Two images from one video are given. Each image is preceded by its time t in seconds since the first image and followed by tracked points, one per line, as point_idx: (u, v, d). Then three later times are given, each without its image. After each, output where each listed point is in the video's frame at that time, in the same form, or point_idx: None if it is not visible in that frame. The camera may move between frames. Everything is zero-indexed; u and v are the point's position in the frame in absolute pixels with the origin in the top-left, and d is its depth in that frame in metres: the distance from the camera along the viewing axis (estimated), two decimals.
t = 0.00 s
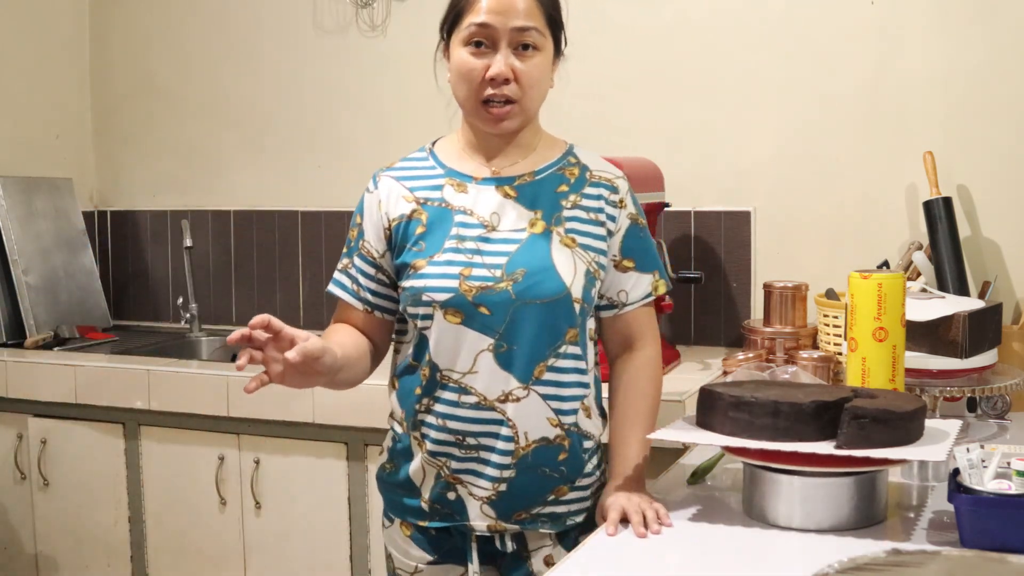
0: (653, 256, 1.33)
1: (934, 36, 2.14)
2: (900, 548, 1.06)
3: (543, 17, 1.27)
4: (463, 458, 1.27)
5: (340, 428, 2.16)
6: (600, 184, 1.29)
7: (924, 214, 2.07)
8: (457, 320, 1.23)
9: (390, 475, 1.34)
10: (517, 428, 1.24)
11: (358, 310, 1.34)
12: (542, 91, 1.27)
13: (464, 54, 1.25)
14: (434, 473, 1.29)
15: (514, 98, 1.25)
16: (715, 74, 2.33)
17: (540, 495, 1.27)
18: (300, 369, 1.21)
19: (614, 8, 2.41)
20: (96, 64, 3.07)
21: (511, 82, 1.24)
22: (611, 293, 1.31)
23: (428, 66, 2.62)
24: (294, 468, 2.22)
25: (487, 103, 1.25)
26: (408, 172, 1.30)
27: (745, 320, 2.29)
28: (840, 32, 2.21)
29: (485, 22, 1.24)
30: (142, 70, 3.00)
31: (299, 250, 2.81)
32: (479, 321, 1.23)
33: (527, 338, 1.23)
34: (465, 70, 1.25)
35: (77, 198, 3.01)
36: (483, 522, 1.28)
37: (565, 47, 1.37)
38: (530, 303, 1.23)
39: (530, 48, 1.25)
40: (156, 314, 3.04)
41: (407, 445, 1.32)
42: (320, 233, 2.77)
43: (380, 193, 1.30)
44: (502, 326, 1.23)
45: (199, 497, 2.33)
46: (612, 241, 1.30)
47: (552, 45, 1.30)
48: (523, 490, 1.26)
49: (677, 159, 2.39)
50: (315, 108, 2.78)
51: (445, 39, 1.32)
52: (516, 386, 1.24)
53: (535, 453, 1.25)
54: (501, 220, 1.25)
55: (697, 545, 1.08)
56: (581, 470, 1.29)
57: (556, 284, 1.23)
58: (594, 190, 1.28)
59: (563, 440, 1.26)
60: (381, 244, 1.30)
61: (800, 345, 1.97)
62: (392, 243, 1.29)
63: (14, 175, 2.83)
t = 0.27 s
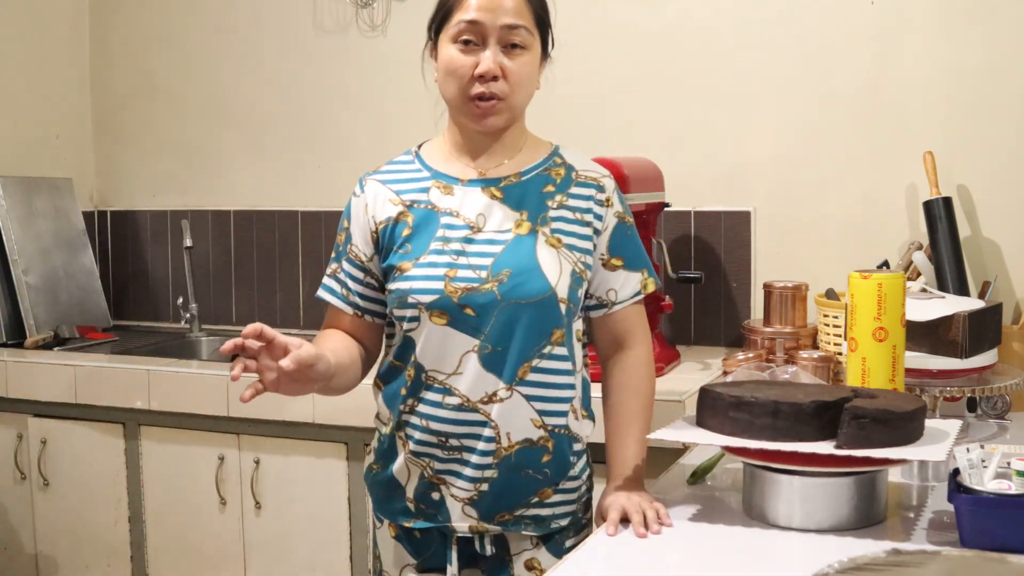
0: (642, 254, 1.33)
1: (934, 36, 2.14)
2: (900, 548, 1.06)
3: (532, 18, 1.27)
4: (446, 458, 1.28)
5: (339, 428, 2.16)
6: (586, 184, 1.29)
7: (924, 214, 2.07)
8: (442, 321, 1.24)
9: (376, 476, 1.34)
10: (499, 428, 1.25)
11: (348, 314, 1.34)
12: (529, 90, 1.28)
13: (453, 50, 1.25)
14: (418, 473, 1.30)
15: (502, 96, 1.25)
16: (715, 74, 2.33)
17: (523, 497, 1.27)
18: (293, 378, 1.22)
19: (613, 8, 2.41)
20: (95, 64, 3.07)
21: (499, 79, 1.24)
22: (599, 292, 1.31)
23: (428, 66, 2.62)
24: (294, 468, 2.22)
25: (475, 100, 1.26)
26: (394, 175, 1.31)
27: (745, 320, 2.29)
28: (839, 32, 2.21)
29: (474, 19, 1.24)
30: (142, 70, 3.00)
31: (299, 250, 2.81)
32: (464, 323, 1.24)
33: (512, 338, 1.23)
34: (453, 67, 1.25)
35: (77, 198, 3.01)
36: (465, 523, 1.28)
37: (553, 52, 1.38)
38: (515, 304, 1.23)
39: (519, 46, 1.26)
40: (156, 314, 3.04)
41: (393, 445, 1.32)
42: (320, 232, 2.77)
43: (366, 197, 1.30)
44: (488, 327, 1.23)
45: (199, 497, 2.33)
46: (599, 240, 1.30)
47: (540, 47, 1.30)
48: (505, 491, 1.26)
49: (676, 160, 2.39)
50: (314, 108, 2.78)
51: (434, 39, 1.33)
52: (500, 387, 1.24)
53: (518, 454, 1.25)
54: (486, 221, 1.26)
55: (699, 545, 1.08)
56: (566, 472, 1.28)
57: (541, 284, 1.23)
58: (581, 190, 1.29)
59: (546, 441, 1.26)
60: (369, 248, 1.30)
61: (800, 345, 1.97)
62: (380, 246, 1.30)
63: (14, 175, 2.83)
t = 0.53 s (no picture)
0: (634, 259, 1.34)
1: (934, 36, 2.14)
2: (899, 548, 1.06)
3: (525, 28, 1.28)
4: (435, 461, 1.28)
5: (339, 428, 2.16)
6: (577, 191, 1.29)
7: (924, 214, 2.07)
8: (433, 328, 1.24)
9: (365, 475, 1.35)
10: (488, 434, 1.25)
11: (341, 319, 1.34)
12: (522, 99, 1.28)
13: (447, 60, 1.25)
14: (407, 475, 1.30)
15: (496, 106, 1.25)
16: (714, 75, 2.33)
17: (511, 502, 1.27)
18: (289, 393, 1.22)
19: (613, 8, 2.41)
20: (95, 64, 3.07)
21: (493, 89, 1.24)
22: (593, 298, 1.32)
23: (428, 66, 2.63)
24: (293, 468, 2.22)
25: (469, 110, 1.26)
26: (387, 182, 1.31)
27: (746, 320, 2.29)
28: (839, 32, 2.21)
29: (469, 28, 1.24)
30: (142, 70, 3.00)
31: (299, 250, 2.81)
32: (455, 330, 1.24)
33: (502, 346, 1.24)
34: (447, 77, 1.25)
35: (77, 198, 3.01)
36: (452, 526, 1.28)
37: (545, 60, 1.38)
38: (505, 312, 1.23)
39: (512, 56, 1.26)
40: (156, 313, 3.04)
41: (383, 446, 1.33)
42: (321, 232, 2.77)
43: (359, 203, 1.30)
44: (478, 335, 1.24)
45: (199, 497, 2.33)
46: (591, 246, 1.30)
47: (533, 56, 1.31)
48: (493, 495, 1.27)
49: (676, 160, 2.39)
50: (314, 108, 2.78)
51: (427, 48, 1.33)
52: (490, 394, 1.24)
53: (507, 459, 1.26)
54: (478, 229, 1.26)
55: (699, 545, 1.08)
56: (555, 479, 1.29)
57: (531, 293, 1.24)
58: (573, 198, 1.29)
59: (535, 448, 1.26)
60: (361, 254, 1.30)
61: (800, 345, 1.97)
62: (373, 253, 1.30)
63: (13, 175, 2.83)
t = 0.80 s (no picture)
0: (628, 261, 1.34)
1: (934, 36, 2.14)
2: (900, 548, 1.06)
3: (521, 31, 1.28)
4: (432, 461, 1.27)
5: (339, 428, 2.16)
6: (572, 193, 1.30)
7: (924, 214, 2.06)
8: (429, 328, 1.24)
9: (361, 476, 1.34)
10: (485, 433, 1.25)
11: (335, 319, 1.33)
12: (516, 102, 1.28)
13: (441, 61, 1.26)
14: (404, 475, 1.29)
15: (488, 107, 1.26)
16: (714, 74, 2.33)
17: (508, 501, 1.27)
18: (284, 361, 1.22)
19: (613, 8, 2.41)
20: (95, 63, 3.07)
21: (486, 91, 1.24)
22: (587, 299, 1.33)
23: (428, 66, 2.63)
24: (293, 468, 2.22)
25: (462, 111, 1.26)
26: (382, 183, 1.30)
27: (746, 320, 2.29)
28: (839, 32, 2.21)
29: (464, 30, 1.25)
30: (142, 70, 3.00)
31: (299, 250, 2.81)
32: (451, 330, 1.24)
33: (497, 346, 1.24)
34: (441, 77, 1.25)
35: (77, 198, 3.01)
36: (449, 525, 1.28)
37: (542, 63, 1.38)
38: (501, 312, 1.24)
39: (507, 59, 1.27)
40: (156, 314, 3.04)
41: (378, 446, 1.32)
42: (321, 232, 2.77)
43: (354, 204, 1.30)
44: (474, 335, 1.24)
45: (199, 497, 2.32)
46: (585, 247, 1.31)
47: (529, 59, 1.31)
48: (491, 495, 1.27)
49: (676, 160, 2.39)
50: (314, 108, 2.78)
51: (424, 48, 1.33)
52: (486, 393, 1.24)
53: (503, 459, 1.26)
54: (474, 230, 1.26)
55: (699, 545, 1.08)
56: (551, 478, 1.29)
57: (527, 293, 1.24)
58: (567, 200, 1.30)
59: (531, 447, 1.27)
60: (356, 254, 1.30)
61: (800, 345, 1.97)
62: (368, 253, 1.30)
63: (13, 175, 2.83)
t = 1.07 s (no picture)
0: (622, 261, 1.34)
1: (934, 36, 2.14)
2: (900, 548, 1.06)
3: (509, 32, 1.28)
4: (427, 461, 1.27)
5: (339, 428, 2.16)
6: (565, 192, 1.30)
7: (924, 214, 2.06)
8: (424, 327, 1.25)
9: (357, 477, 1.34)
10: (480, 432, 1.25)
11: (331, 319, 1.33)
12: (505, 103, 1.28)
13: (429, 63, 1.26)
14: (399, 475, 1.29)
15: (476, 109, 1.26)
16: (714, 74, 2.33)
17: (504, 500, 1.27)
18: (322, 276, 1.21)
19: (612, 8, 2.41)
20: (95, 63, 3.07)
21: (473, 92, 1.24)
22: (582, 299, 1.33)
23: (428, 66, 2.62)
24: (293, 468, 2.22)
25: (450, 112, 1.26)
26: (376, 183, 1.32)
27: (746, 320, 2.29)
28: (839, 32, 2.21)
29: (451, 32, 1.25)
30: (142, 70, 3.00)
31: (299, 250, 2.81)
32: (445, 328, 1.24)
33: (492, 344, 1.24)
34: (428, 79, 1.25)
35: (77, 198, 3.01)
36: (445, 525, 1.28)
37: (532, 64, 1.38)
38: (495, 310, 1.24)
39: (494, 60, 1.27)
40: (156, 314, 3.04)
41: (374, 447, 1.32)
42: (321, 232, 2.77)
43: (349, 204, 1.31)
44: (469, 333, 1.24)
45: (199, 497, 2.32)
46: (579, 247, 1.31)
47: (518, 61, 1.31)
48: (487, 494, 1.27)
49: (676, 160, 2.39)
50: (314, 108, 2.78)
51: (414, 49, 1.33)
52: (481, 391, 1.24)
53: (499, 458, 1.26)
54: (467, 229, 1.27)
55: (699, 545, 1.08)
56: (547, 477, 1.29)
57: (520, 291, 1.24)
58: (560, 199, 1.30)
59: (526, 446, 1.27)
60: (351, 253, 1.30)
61: (800, 345, 1.97)
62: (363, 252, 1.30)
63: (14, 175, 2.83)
